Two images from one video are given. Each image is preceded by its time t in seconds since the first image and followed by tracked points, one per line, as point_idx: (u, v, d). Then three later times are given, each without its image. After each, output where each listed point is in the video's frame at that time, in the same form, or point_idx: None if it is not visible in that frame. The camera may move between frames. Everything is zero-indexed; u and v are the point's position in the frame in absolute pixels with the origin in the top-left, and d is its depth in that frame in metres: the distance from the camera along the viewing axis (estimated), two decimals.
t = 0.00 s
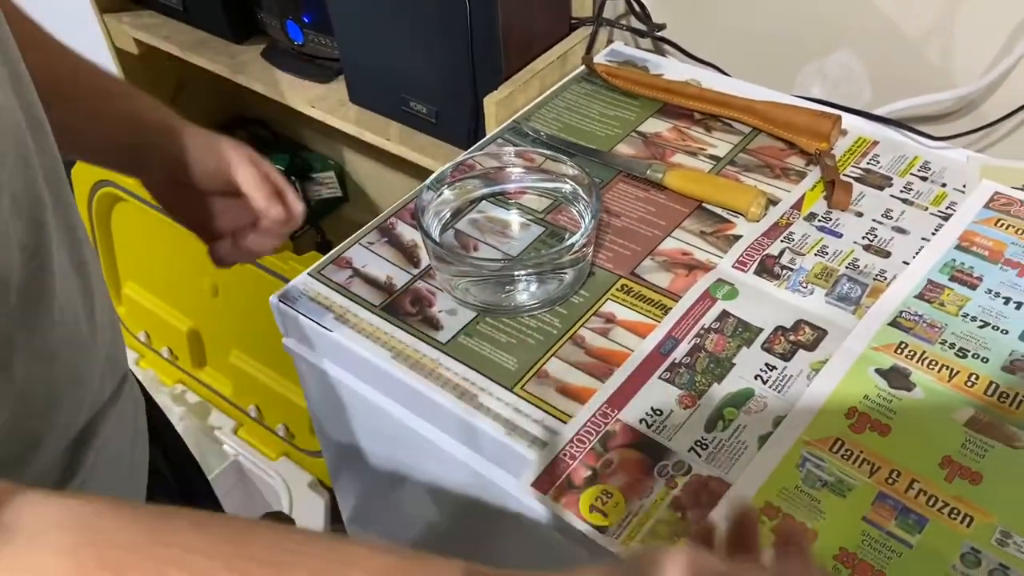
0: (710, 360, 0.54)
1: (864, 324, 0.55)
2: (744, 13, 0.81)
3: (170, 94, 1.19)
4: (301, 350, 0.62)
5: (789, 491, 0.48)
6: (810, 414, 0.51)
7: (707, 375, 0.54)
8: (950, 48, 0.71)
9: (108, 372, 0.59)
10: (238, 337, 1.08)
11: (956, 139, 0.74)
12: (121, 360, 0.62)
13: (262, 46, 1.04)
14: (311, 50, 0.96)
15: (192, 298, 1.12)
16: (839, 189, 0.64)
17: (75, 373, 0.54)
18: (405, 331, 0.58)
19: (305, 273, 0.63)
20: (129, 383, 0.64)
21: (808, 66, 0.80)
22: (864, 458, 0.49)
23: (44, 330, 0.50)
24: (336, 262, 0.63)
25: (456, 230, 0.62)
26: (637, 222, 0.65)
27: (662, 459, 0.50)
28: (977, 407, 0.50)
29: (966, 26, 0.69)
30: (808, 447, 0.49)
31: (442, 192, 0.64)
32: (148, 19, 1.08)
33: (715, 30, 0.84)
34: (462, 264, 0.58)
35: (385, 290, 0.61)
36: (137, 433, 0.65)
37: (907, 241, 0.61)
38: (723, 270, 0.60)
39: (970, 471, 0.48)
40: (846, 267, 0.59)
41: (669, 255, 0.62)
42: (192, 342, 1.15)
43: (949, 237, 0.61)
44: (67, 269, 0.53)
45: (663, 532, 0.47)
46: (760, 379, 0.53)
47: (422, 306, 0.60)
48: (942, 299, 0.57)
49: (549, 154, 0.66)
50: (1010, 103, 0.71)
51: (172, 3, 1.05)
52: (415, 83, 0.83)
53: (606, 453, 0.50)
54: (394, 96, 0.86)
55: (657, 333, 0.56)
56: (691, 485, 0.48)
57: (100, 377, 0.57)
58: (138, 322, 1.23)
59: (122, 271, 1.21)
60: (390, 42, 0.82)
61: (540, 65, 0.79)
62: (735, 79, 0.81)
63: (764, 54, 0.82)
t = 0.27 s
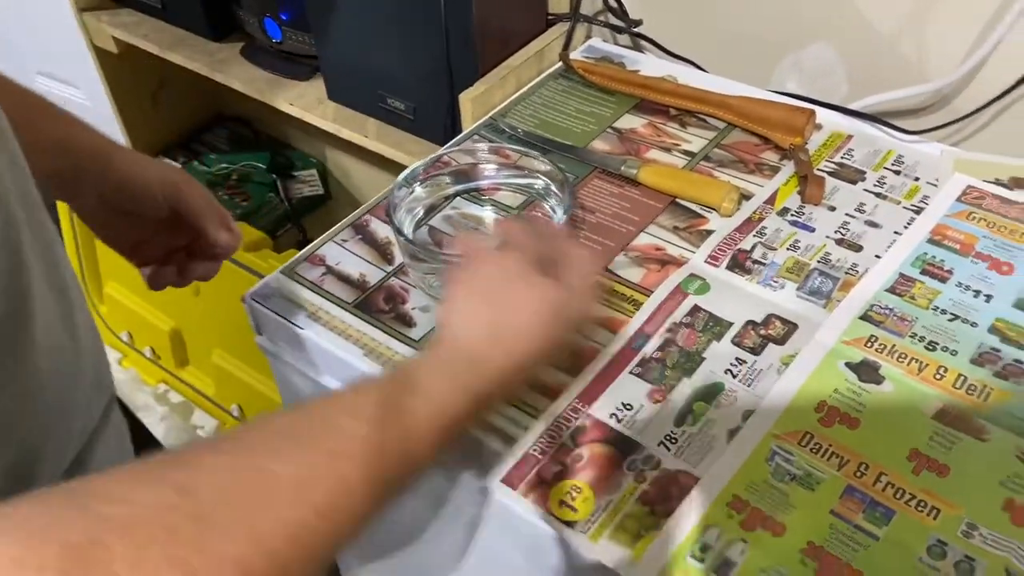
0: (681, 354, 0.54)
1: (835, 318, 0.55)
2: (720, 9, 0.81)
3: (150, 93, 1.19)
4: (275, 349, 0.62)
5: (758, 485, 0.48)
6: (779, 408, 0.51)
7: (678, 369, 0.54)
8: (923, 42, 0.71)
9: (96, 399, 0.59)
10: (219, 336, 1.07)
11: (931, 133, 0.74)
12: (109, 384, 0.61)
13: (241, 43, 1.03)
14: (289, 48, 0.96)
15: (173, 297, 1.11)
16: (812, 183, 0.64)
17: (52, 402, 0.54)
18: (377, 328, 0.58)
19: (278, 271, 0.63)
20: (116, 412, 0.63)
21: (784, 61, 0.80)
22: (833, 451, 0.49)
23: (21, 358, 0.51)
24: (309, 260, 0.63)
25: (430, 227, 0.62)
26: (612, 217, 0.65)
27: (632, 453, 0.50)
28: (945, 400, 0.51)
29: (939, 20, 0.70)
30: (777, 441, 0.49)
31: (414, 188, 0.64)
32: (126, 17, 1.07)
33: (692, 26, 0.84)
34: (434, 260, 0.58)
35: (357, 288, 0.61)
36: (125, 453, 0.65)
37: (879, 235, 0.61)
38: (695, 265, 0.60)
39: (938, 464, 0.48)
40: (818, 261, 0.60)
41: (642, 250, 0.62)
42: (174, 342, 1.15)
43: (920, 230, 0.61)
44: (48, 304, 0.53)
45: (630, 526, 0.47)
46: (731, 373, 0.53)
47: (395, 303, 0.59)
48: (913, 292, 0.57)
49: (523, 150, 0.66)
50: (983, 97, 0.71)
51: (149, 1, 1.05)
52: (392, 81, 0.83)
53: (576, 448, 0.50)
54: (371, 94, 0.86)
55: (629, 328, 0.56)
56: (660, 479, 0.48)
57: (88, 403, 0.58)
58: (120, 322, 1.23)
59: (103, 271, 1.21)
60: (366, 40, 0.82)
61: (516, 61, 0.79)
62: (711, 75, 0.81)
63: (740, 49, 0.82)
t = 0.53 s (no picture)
0: (650, 349, 0.54)
1: (803, 313, 0.56)
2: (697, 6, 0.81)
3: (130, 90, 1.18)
4: (247, 346, 0.62)
5: (723, 479, 0.48)
6: (746, 403, 0.51)
7: (647, 365, 0.54)
8: (896, 38, 0.72)
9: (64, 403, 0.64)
10: (201, 335, 1.07)
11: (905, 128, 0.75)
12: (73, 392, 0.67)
13: (220, 41, 1.03)
14: (267, 45, 0.96)
15: (154, 296, 1.11)
16: (783, 178, 0.64)
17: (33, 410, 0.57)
18: (347, 325, 0.58)
19: (250, 268, 0.62)
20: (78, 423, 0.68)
21: (760, 58, 0.81)
22: (798, 445, 0.49)
23: None
24: (281, 257, 0.63)
25: (401, 223, 0.62)
26: (584, 213, 0.65)
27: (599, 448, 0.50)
28: (911, 394, 0.51)
29: (911, 15, 0.70)
30: (743, 435, 0.50)
31: (386, 186, 0.64)
32: (106, 15, 1.07)
33: (670, 24, 0.84)
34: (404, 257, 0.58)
35: (329, 285, 0.61)
36: (91, 462, 0.71)
37: (850, 230, 0.62)
38: (666, 261, 0.60)
39: (903, 457, 0.48)
40: (788, 256, 0.60)
41: (614, 247, 0.62)
42: (155, 340, 1.15)
43: (891, 225, 0.62)
44: (21, 322, 0.56)
45: (596, 521, 0.47)
46: (699, 368, 0.53)
47: (366, 300, 0.59)
48: (882, 287, 0.57)
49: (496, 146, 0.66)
50: (956, 92, 0.71)
51: None
52: (369, 78, 0.83)
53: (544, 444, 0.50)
54: (349, 91, 0.86)
55: (598, 324, 0.56)
56: (626, 474, 0.49)
57: (59, 408, 0.63)
58: (102, 320, 1.22)
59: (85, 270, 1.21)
60: (342, 37, 0.82)
61: (491, 58, 0.79)
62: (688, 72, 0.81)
63: (717, 45, 0.83)
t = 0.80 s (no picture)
0: (636, 344, 0.55)
1: (788, 308, 0.56)
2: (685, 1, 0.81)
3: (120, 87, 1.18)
4: (234, 344, 0.61)
5: (709, 474, 0.48)
6: (732, 397, 0.51)
7: (633, 360, 0.54)
8: (883, 33, 0.72)
9: (41, 396, 0.68)
10: (191, 333, 1.07)
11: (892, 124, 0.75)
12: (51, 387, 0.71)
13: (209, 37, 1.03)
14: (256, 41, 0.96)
15: (144, 294, 1.10)
16: (770, 173, 0.65)
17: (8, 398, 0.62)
18: (333, 322, 0.58)
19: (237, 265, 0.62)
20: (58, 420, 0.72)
21: (747, 53, 0.81)
22: (783, 439, 0.49)
23: None
24: (267, 254, 0.63)
25: (388, 221, 0.62)
26: (572, 209, 0.65)
27: (585, 444, 0.50)
28: (896, 387, 0.51)
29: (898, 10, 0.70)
30: (728, 430, 0.50)
31: (372, 182, 0.64)
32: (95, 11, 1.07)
33: (658, 19, 0.84)
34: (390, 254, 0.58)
35: (315, 282, 0.61)
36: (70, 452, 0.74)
37: (837, 225, 0.62)
38: (653, 256, 0.60)
39: (887, 450, 0.48)
40: (774, 251, 0.60)
41: (601, 242, 0.62)
42: (146, 339, 1.14)
43: (877, 220, 0.62)
44: None
45: (581, 515, 0.47)
46: (685, 363, 0.53)
47: (353, 297, 0.59)
48: (867, 282, 0.57)
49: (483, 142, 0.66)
50: (943, 87, 0.71)
51: None
52: (357, 75, 0.83)
53: (530, 439, 0.50)
54: (337, 87, 0.86)
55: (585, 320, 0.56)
56: (611, 468, 0.49)
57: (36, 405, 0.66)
58: (92, 319, 1.22)
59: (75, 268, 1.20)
60: (330, 33, 0.81)
61: (481, 53, 0.79)
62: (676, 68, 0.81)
63: (704, 41, 0.83)
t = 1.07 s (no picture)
0: (636, 345, 0.55)
1: (788, 308, 0.56)
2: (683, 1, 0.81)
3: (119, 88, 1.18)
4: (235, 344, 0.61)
5: (709, 474, 0.48)
6: (733, 396, 0.51)
7: (633, 360, 0.54)
8: (881, 32, 0.72)
9: (41, 395, 0.69)
10: (192, 334, 1.07)
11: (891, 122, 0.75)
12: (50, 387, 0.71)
13: (207, 38, 1.03)
14: (254, 42, 0.96)
15: (144, 294, 1.10)
16: (769, 173, 0.65)
17: (7, 398, 0.62)
18: (335, 322, 0.58)
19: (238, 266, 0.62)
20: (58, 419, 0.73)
21: (745, 53, 0.81)
22: (783, 439, 0.49)
23: None
24: (268, 255, 0.63)
25: (388, 222, 0.62)
26: (571, 210, 0.65)
27: (585, 444, 0.50)
28: (894, 387, 0.51)
29: (895, 10, 0.70)
30: (728, 430, 0.50)
31: (372, 183, 0.64)
32: (93, 12, 1.07)
33: (657, 19, 0.84)
34: (391, 255, 0.58)
35: (316, 283, 0.61)
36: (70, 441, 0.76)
37: (836, 224, 0.62)
38: (652, 256, 0.60)
39: (885, 449, 0.49)
40: (774, 251, 0.60)
41: (601, 243, 0.62)
42: (146, 339, 1.14)
43: (876, 219, 0.62)
44: None
45: (582, 516, 0.47)
46: (685, 363, 0.53)
47: (354, 298, 0.60)
48: (866, 282, 0.57)
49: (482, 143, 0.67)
50: (940, 86, 0.72)
51: None
52: (355, 75, 0.83)
53: (531, 439, 0.50)
54: (336, 88, 0.86)
55: (585, 320, 0.57)
56: (612, 469, 0.49)
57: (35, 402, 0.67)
58: (92, 319, 1.22)
59: (74, 269, 1.20)
60: (329, 34, 0.81)
61: (482, 53, 0.79)
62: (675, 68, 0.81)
63: (703, 40, 0.83)
